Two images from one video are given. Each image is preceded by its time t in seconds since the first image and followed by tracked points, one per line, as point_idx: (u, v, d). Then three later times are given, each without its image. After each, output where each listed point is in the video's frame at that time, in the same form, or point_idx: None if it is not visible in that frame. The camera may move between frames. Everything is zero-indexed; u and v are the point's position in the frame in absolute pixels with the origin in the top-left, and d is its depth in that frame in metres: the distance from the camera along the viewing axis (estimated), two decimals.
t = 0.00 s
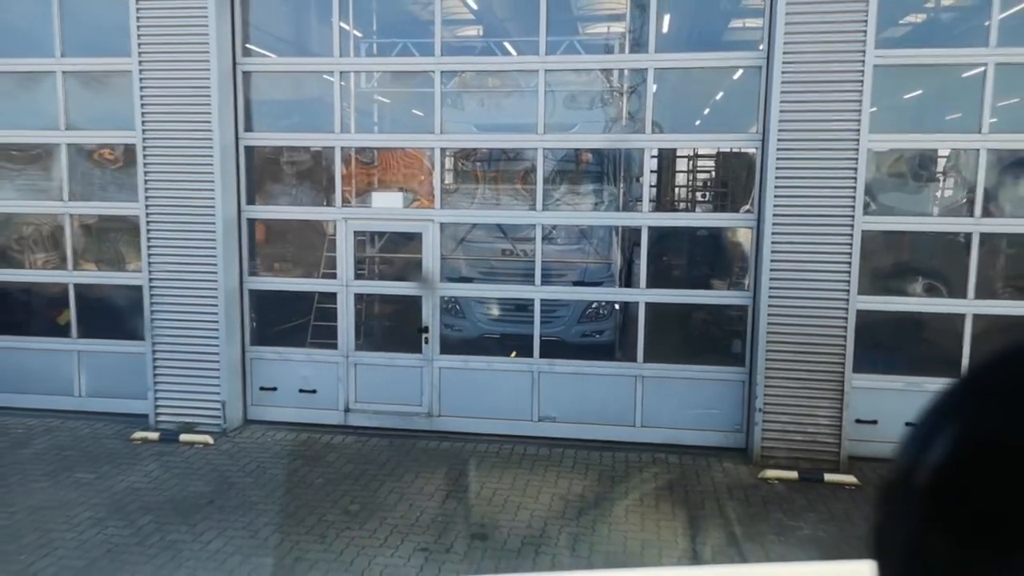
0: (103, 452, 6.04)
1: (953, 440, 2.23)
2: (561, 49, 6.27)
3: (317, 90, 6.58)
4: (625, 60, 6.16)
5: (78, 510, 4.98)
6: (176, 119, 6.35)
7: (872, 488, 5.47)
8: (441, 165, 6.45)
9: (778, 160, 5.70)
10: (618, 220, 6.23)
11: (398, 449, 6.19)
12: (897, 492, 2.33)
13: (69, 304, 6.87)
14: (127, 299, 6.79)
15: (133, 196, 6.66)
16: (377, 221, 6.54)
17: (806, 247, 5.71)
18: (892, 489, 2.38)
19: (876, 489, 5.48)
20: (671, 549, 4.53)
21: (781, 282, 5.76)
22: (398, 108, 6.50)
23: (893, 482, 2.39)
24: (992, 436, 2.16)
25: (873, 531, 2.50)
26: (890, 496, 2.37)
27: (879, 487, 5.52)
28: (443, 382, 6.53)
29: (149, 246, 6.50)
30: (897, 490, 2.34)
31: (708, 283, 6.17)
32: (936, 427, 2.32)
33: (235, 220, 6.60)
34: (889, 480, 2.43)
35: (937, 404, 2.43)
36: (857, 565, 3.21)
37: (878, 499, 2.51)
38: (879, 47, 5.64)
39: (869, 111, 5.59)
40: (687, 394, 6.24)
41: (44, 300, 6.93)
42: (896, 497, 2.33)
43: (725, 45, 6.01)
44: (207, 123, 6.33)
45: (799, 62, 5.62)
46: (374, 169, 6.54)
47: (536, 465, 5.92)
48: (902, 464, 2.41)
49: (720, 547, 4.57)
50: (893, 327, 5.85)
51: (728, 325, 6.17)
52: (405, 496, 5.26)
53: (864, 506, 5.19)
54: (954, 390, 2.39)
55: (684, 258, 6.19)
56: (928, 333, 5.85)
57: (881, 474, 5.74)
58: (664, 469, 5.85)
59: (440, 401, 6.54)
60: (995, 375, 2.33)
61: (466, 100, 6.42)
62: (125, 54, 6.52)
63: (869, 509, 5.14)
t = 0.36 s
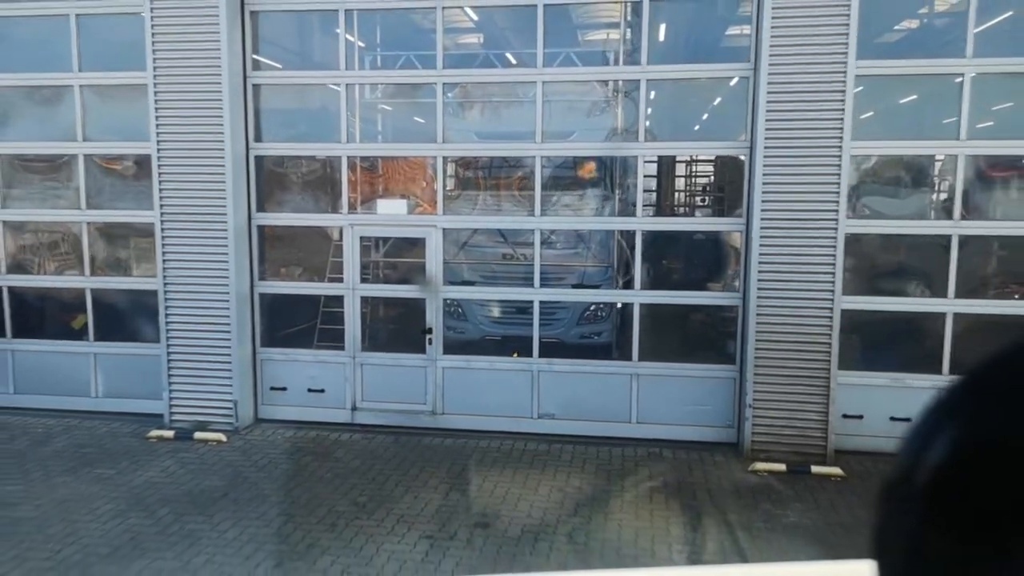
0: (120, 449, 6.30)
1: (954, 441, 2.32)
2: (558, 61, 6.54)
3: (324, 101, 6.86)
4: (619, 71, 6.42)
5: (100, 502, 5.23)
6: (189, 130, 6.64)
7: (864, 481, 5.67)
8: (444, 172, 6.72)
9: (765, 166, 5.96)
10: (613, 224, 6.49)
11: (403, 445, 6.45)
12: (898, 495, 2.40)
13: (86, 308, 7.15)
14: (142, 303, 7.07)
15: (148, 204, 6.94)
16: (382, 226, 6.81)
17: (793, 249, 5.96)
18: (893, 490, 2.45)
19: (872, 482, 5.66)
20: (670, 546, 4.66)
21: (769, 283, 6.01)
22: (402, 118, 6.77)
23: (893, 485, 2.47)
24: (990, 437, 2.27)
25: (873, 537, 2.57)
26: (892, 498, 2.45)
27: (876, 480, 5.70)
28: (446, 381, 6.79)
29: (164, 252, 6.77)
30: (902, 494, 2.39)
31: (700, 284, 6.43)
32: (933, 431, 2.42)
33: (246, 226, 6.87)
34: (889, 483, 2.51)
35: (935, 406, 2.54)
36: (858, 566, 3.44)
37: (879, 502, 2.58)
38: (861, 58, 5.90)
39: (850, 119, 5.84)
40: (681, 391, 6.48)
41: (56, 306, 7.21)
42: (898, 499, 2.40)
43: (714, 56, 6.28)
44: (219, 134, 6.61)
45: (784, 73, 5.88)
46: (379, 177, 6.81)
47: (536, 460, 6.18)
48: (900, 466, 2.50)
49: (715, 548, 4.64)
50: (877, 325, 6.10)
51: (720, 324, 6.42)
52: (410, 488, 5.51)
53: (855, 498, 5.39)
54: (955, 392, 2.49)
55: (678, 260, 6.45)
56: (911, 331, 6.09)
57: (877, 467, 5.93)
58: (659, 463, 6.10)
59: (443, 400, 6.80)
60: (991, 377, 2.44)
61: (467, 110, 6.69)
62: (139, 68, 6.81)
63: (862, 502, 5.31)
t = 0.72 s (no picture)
0: (128, 443, 6.55)
1: (953, 444, 1.98)
2: (550, 71, 6.82)
3: (325, 109, 7.14)
4: (608, 80, 6.71)
5: (111, 492, 5.48)
6: (195, 136, 6.90)
7: (863, 481, 5.78)
8: (440, 177, 6.99)
9: (747, 172, 6.24)
10: (603, 227, 6.77)
11: (400, 440, 6.71)
12: (894, 501, 2.08)
13: (93, 309, 7.40)
14: (149, 303, 7.32)
15: (155, 208, 7.20)
16: (380, 230, 7.07)
17: (774, 252, 6.23)
18: (890, 492, 2.12)
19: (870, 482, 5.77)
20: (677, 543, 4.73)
21: (751, 284, 6.28)
22: (400, 125, 7.04)
23: (889, 487, 2.14)
24: (989, 437, 1.93)
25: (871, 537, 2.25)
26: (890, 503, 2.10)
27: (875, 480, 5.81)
28: (442, 379, 7.04)
29: (170, 254, 7.03)
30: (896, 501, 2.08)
31: (686, 285, 6.69)
32: (932, 431, 2.06)
33: (249, 230, 7.13)
34: (884, 489, 2.17)
35: (935, 400, 2.16)
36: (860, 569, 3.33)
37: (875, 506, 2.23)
38: (837, 69, 6.19)
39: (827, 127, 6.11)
40: (668, 388, 6.75)
41: (62, 306, 7.46)
42: (894, 503, 2.09)
43: (699, 67, 6.57)
44: (223, 141, 6.87)
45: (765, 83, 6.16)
46: (378, 182, 7.08)
47: (528, 453, 6.43)
48: (897, 468, 2.15)
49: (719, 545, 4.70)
50: (853, 324, 6.38)
51: (705, 324, 6.69)
52: (407, 479, 5.77)
53: (854, 497, 5.48)
54: (953, 386, 2.12)
55: (665, 262, 6.72)
56: (887, 329, 6.35)
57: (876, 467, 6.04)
58: (646, 456, 6.37)
59: (439, 396, 7.05)
60: (988, 375, 2.06)
61: (462, 118, 6.96)
62: (148, 77, 7.08)
63: (861, 501, 5.41)
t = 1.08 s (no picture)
0: (125, 439, 6.77)
1: (952, 443, 1.76)
2: (533, 78, 7.08)
3: (317, 115, 7.37)
4: (589, 87, 6.96)
5: (110, 485, 5.69)
6: (190, 142, 7.12)
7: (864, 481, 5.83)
8: (428, 181, 7.23)
9: (722, 176, 6.50)
10: (584, 229, 7.02)
11: (389, 435, 6.94)
12: (896, 498, 1.86)
13: (89, 309, 7.60)
14: (145, 304, 7.53)
15: (151, 211, 7.41)
16: (369, 232, 7.31)
17: (748, 252, 6.50)
18: (891, 493, 1.89)
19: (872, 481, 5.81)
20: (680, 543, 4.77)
21: (725, 283, 6.54)
22: (388, 131, 7.29)
23: (891, 488, 1.91)
24: (991, 436, 1.72)
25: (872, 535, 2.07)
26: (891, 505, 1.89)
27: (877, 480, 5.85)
28: (430, 376, 7.28)
29: (166, 256, 7.25)
30: (893, 501, 1.88)
31: (664, 284, 6.96)
32: (931, 432, 1.84)
33: (243, 232, 7.36)
34: (884, 486, 1.96)
35: (935, 399, 1.97)
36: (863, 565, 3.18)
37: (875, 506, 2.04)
38: (806, 77, 6.47)
39: (797, 133, 6.39)
40: (648, 383, 7.00)
41: (59, 307, 7.66)
42: (895, 500, 1.87)
43: (677, 75, 6.85)
44: (218, 146, 7.10)
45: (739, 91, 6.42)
46: (368, 186, 7.31)
47: (513, 446, 6.67)
48: (898, 468, 1.93)
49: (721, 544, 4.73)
50: (823, 321, 6.65)
51: (682, 321, 6.95)
52: (395, 471, 6.01)
53: (855, 497, 5.52)
54: (956, 383, 1.91)
55: (644, 262, 6.99)
56: (855, 326, 6.63)
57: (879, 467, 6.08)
58: (626, 448, 6.62)
59: (427, 393, 7.29)
60: (995, 375, 1.83)
61: (449, 124, 7.21)
62: (143, 84, 7.30)
63: (861, 501, 5.44)
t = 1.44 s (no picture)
0: (116, 432, 6.94)
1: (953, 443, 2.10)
2: (514, 82, 7.31)
3: (304, 117, 7.56)
4: (568, 91, 7.20)
5: (100, 475, 5.87)
6: (179, 143, 7.30)
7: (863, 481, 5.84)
8: (412, 181, 7.43)
9: (694, 176, 6.74)
10: (563, 228, 7.25)
11: (373, 428, 7.14)
12: (898, 495, 2.21)
13: (79, 306, 7.76)
14: (134, 301, 7.70)
15: (140, 210, 7.58)
16: (354, 230, 7.50)
17: (719, 250, 6.75)
18: (891, 491, 2.24)
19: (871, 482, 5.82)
20: (683, 543, 4.78)
21: (697, 279, 6.79)
22: (372, 133, 7.49)
23: (889, 487, 2.26)
24: (990, 438, 2.06)
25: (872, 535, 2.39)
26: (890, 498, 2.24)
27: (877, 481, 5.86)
28: (413, 370, 7.49)
29: (155, 254, 7.42)
30: (895, 500, 2.21)
31: (640, 280, 7.19)
32: (928, 435, 2.18)
33: (230, 231, 7.54)
34: (886, 484, 2.31)
35: (930, 406, 2.30)
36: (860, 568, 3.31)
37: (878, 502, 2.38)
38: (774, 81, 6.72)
39: (765, 135, 6.64)
40: (624, 376, 7.24)
41: (46, 306, 7.82)
42: (896, 498, 2.21)
43: (652, 79, 7.09)
44: (205, 147, 7.27)
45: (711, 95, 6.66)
46: (353, 186, 7.51)
47: (493, 437, 6.89)
48: (897, 468, 2.27)
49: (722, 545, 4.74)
50: (791, 316, 6.91)
51: (657, 317, 7.19)
52: (378, 461, 6.22)
53: (854, 498, 5.53)
54: (954, 389, 2.24)
55: (620, 260, 7.22)
56: (822, 321, 6.89)
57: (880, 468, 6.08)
58: (602, 438, 6.85)
59: (411, 387, 7.49)
60: (993, 380, 2.17)
61: (432, 125, 7.42)
62: (133, 86, 7.46)
63: (859, 501, 5.45)
